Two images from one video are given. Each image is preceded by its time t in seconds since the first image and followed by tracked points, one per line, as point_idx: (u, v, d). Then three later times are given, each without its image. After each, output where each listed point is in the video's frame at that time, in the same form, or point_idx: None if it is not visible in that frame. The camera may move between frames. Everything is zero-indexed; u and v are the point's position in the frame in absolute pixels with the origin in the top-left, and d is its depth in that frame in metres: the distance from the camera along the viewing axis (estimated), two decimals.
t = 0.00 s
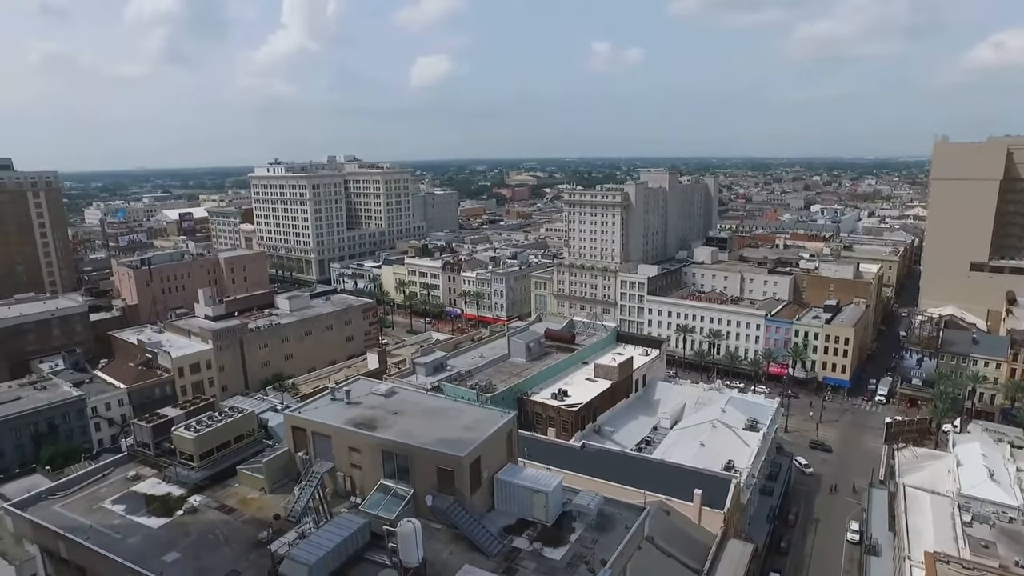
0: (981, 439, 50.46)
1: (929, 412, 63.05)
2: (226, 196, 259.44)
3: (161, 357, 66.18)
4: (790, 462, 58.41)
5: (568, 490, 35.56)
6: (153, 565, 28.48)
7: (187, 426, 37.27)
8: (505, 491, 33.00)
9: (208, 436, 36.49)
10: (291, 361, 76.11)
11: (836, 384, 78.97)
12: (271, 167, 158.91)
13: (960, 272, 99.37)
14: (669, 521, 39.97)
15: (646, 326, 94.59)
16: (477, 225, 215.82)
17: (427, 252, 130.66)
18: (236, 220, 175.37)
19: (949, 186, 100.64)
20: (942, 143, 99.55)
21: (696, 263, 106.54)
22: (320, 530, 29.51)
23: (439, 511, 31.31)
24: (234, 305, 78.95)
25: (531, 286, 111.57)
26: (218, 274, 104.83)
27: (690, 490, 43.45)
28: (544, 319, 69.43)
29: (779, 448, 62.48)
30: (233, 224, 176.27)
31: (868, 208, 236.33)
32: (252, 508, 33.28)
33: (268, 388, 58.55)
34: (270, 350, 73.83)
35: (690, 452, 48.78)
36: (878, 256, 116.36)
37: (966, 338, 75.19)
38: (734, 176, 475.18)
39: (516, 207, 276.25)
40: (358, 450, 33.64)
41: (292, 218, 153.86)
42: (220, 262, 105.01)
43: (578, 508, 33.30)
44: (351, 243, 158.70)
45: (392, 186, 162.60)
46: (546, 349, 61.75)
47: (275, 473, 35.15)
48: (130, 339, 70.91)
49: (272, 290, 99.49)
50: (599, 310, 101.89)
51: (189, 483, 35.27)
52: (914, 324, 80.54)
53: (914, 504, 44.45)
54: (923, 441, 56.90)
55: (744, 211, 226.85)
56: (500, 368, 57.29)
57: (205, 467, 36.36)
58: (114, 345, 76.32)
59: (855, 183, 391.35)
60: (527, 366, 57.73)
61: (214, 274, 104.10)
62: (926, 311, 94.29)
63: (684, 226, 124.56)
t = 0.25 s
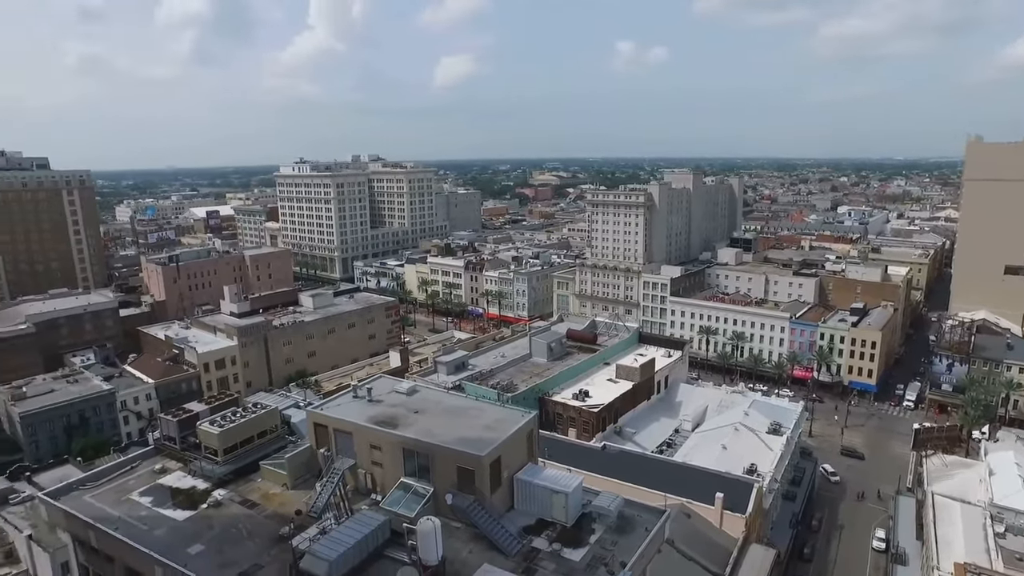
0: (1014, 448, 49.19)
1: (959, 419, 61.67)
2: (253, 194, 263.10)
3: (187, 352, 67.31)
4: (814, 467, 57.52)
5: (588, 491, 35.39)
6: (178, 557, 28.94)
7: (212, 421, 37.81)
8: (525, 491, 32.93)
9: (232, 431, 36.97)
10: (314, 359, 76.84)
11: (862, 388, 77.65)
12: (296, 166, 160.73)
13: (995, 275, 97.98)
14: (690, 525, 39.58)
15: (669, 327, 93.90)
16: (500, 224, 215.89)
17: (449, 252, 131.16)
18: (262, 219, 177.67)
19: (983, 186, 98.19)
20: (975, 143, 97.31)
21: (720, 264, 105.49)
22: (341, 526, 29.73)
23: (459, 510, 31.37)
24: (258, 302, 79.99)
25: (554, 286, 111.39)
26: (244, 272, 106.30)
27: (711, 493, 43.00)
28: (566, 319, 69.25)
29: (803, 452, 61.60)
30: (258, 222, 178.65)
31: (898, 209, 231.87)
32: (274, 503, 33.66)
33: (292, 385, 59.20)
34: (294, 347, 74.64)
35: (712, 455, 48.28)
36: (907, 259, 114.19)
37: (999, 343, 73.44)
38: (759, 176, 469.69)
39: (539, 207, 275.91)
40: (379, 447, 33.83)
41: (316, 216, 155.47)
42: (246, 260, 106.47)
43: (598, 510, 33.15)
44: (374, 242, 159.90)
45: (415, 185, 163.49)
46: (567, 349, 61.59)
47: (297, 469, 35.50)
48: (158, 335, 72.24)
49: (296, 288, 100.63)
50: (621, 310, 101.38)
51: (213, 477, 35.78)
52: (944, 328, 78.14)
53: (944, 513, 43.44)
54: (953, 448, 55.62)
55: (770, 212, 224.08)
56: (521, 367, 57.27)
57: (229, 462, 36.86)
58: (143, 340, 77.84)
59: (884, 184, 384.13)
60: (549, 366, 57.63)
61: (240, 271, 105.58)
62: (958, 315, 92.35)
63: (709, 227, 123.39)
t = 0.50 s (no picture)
0: None
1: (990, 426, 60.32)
2: (278, 193, 266.40)
3: (212, 348, 68.31)
4: (839, 473, 56.64)
5: (608, 493, 35.25)
6: (201, 550, 29.37)
7: (236, 417, 38.32)
8: (544, 492, 32.84)
9: (255, 427, 37.42)
10: (336, 356, 77.52)
11: (889, 393, 76.37)
12: (320, 165, 162.40)
13: None
14: (711, 528, 39.22)
15: (691, 329, 93.18)
16: (522, 224, 215.86)
17: (471, 251, 131.52)
18: (286, 217, 179.81)
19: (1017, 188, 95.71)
20: (1010, 144, 94.95)
21: (744, 266, 104.43)
22: (361, 523, 29.93)
23: (478, 509, 31.40)
24: (282, 299, 80.93)
25: (576, 286, 111.14)
26: (268, 270, 107.63)
27: (733, 497, 42.54)
28: (588, 320, 69.02)
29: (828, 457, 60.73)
30: (283, 221, 180.82)
31: (928, 211, 227.32)
32: (295, 499, 34.01)
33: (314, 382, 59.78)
34: (316, 344, 75.39)
35: (734, 459, 47.78)
36: (937, 262, 112.00)
37: None
38: (785, 177, 463.45)
39: (561, 207, 275.48)
40: (399, 445, 33.96)
41: (340, 215, 156.91)
42: (271, 258, 107.80)
43: (618, 512, 33.02)
44: (397, 241, 160.91)
45: (438, 184, 164.23)
46: (589, 350, 61.39)
47: (318, 465, 35.83)
48: (184, 331, 73.43)
49: (320, 286, 101.65)
50: (643, 311, 100.87)
51: (236, 472, 36.27)
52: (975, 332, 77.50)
53: (975, 524, 42.48)
54: (984, 456, 54.43)
55: (796, 213, 221.23)
56: (542, 368, 57.28)
57: (252, 457, 37.34)
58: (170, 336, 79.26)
59: (913, 185, 376.84)
60: (570, 367, 57.50)
61: (265, 269, 106.96)
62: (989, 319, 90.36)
63: (732, 228, 122.23)
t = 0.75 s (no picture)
0: None
1: None
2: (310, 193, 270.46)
3: (245, 344, 69.60)
4: (872, 481, 55.43)
5: (634, 496, 35.01)
6: (231, 541, 29.94)
7: (266, 412, 38.88)
8: (570, 493, 32.70)
9: (285, 422, 37.95)
10: (365, 354, 78.33)
11: (925, 401, 74.51)
12: (351, 164, 164.42)
13: None
14: (739, 534, 38.71)
15: (721, 332, 92.16)
16: (551, 224, 215.59)
17: (500, 251, 131.77)
18: (318, 215, 182.41)
19: None
20: None
21: (775, 268, 102.92)
22: (387, 519, 30.07)
23: (504, 509, 31.38)
24: (313, 297, 82.05)
25: (604, 287, 110.73)
26: (300, 268, 109.26)
27: (762, 503, 41.93)
28: (616, 321, 68.69)
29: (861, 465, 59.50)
30: (315, 219, 183.52)
31: (970, 214, 221.06)
32: (323, 495, 34.42)
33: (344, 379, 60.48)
34: (346, 342, 76.29)
35: (763, 464, 47.10)
36: (978, 266, 108.84)
37: None
38: (820, 179, 455.35)
39: (591, 207, 274.48)
40: (426, 443, 34.17)
41: (370, 214, 158.63)
42: (302, 256, 109.39)
43: (644, 515, 32.73)
44: (427, 240, 162.02)
45: (467, 184, 164.98)
46: (617, 351, 61.10)
47: (346, 462, 36.21)
48: (218, 327, 74.95)
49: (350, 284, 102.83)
50: (672, 313, 100.11)
51: (266, 467, 36.86)
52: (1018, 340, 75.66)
53: (1017, 539, 41.15)
54: None
55: (831, 215, 217.06)
56: (569, 368, 57.22)
57: (281, 452, 37.88)
58: (204, 331, 81.00)
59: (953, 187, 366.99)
60: (597, 368, 57.33)
61: (296, 267, 108.58)
62: None
63: (764, 229, 120.51)
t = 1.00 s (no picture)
0: None
1: None
2: (341, 191, 274.05)
3: (275, 341, 70.73)
4: (906, 491, 54.13)
5: (660, 499, 34.68)
6: (260, 534, 30.43)
7: (295, 408, 39.38)
8: (595, 494, 32.52)
9: (313, 418, 38.40)
10: (393, 352, 78.99)
11: (963, 409, 72.51)
12: (381, 164, 166.15)
13: None
14: (766, 541, 38.13)
15: (751, 335, 91.00)
16: (580, 225, 214.98)
17: (529, 251, 131.83)
18: (348, 214, 184.68)
19: None
20: None
21: (808, 271, 101.25)
22: (412, 516, 30.25)
23: (528, 509, 31.33)
24: (342, 295, 83.03)
25: (633, 288, 110.11)
26: (330, 266, 110.67)
27: (791, 509, 41.27)
28: (644, 322, 68.22)
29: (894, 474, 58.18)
30: (345, 218, 185.88)
31: (1014, 217, 214.37)
32: (349, 491, 34.77)
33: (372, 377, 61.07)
34: (374, 340, 77.01)
35: (792, 470, 46.35)
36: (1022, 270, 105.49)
37: None
38: (855, 180, 446.50)
39: (620, 207, 273.05)
40: (452, 442, 34.30)
41: (400, 213, 160.12)
42: (332, 254, 110.77)
43: (670, 518, 32.41)
44: (456, 240, 162.84)
45: (496, 184, 165.43)
46: (645, 352, 60.71)
47: (372, 458, 36.52)
48: (249, 323, 76.29)
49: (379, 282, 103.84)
50: (701, 315, 99.17)
51: (294, 462, 37.34)
52: None
53: None
54: None
55: (867, 217, 212.56)
56: (596, 369, 57.05)
57: (309, 448, 38.34)
58: (236, 327, 82.54)
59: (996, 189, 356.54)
60: (624, 369, 57.04)
61: (326, 265, 110.02)
62: None
63: (796, 231, 118.61)
